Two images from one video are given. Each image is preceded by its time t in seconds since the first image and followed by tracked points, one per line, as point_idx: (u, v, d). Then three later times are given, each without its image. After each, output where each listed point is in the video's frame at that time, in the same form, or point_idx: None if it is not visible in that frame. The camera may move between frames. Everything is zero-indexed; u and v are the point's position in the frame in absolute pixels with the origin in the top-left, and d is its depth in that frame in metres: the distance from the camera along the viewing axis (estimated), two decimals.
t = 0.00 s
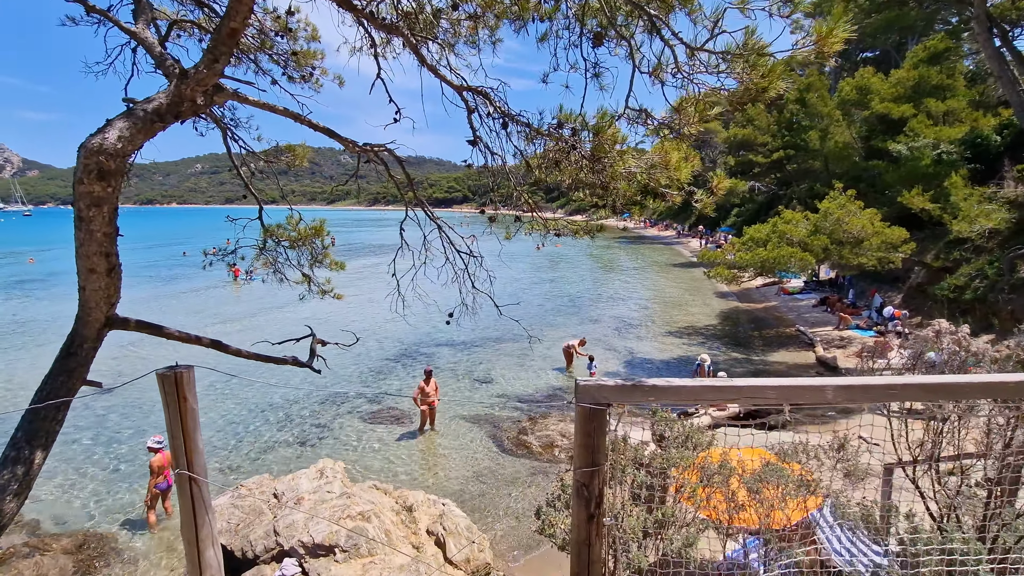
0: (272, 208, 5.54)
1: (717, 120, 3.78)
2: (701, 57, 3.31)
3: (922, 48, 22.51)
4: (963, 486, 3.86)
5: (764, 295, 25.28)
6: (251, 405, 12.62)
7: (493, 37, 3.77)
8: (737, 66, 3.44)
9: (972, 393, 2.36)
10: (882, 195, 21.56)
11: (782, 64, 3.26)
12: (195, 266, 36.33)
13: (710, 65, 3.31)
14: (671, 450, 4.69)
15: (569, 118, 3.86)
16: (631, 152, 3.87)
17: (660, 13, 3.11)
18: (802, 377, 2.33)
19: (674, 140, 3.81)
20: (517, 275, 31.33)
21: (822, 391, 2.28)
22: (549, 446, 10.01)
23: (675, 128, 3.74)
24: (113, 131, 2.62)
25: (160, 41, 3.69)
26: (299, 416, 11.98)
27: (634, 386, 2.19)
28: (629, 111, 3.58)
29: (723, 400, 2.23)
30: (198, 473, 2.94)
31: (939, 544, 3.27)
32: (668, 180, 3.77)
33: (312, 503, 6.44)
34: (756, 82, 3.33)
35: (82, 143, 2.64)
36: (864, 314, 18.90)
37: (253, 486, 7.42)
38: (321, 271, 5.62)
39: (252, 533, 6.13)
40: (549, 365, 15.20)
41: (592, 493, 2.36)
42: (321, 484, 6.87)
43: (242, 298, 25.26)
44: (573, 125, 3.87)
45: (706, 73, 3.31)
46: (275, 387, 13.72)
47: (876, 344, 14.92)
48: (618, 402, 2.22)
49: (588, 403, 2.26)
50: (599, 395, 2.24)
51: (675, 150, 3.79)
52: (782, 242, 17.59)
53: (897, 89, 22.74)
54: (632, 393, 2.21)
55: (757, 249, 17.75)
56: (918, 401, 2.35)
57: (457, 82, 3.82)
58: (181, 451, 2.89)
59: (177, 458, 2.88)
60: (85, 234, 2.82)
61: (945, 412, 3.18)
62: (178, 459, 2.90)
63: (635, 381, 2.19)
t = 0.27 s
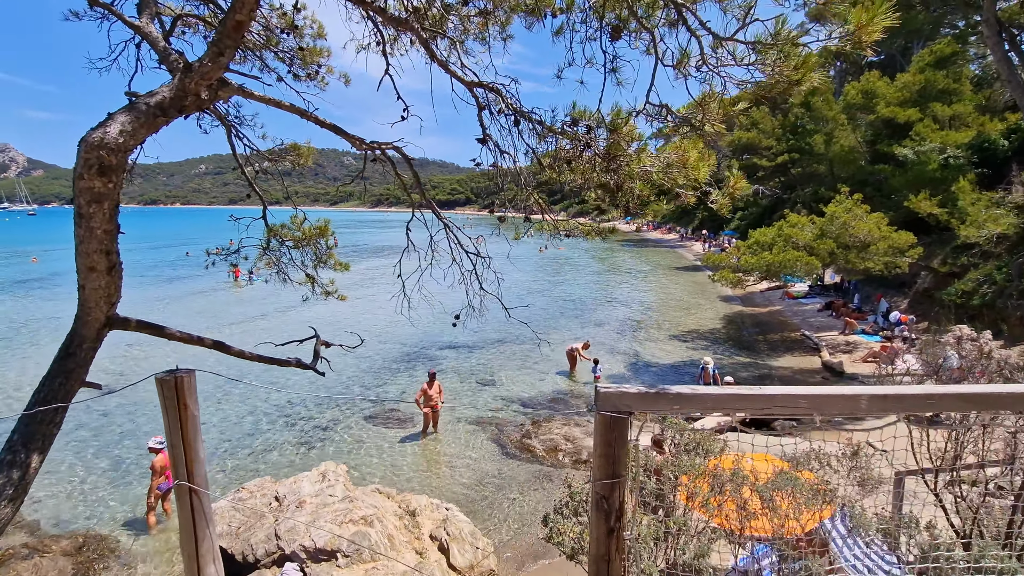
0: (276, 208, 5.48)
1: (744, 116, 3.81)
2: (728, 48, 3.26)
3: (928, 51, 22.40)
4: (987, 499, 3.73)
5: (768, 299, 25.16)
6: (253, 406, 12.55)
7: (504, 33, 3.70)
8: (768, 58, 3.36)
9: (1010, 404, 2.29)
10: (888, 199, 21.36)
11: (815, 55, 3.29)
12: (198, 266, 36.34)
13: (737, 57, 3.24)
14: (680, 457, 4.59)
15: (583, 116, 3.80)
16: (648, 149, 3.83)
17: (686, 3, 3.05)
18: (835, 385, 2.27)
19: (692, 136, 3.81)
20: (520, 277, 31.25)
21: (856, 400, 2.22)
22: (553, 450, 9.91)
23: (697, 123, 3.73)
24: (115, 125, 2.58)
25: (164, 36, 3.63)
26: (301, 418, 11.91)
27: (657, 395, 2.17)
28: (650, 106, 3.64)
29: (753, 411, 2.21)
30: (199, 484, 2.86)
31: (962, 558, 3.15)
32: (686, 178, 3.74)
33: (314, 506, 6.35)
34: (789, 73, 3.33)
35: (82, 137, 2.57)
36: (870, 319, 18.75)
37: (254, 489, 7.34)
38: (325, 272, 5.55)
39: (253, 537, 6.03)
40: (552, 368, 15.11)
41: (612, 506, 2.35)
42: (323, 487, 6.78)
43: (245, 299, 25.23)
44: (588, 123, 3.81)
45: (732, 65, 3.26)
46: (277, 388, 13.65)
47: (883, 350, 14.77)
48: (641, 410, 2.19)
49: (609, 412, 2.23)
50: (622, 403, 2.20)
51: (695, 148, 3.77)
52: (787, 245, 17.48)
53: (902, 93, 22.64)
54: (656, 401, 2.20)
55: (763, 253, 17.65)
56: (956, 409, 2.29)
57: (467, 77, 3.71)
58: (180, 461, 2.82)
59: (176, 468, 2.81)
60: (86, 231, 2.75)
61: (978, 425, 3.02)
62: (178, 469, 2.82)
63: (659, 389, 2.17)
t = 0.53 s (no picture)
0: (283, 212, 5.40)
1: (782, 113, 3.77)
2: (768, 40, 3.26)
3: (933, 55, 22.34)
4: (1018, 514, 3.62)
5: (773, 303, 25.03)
6: (257, 411, 12.46)
7: (517, 31, 3.64)
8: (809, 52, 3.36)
9: None
10: (894, 203, 21.21)
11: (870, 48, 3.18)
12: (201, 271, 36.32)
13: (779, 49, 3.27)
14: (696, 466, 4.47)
15: (605, 115, 3.71)
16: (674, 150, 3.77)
17: None
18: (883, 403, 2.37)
19: (717, 136, 3.77)
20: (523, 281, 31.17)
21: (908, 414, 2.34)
22: (560, 456, 9.80)
23: (727, 120, 3.69)
24: (122, 125, 2.51)
25: (172, 36, 3.55)
26: (306, 424, 11.82)
27: (699, 409, 2.26)
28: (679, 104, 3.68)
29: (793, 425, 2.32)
30: (213, 508, 2.79)
31: None
32: (714, 180, 3.67)
33: (320, 515, 6.25)
34: (836, 66, 3.28)
35: (88, 138, 2.50)
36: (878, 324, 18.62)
37: (260, 496, 7.25)
38: (333, 277, 5.47)
39: (258, 546, 5.93)
40: (558, 373, 15.01)
41: (650, 526, 2.43)
42: (329, 495, 6.69)
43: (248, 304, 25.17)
44: (611, 123, 3.73)
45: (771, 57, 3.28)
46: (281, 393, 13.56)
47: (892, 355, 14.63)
48: (682, 425, 2.27)
49: (650, 427, 2.31)
50: (663, 417, 2.29)
51: (720, 148, 3.73)
52: (794, 249, 17.38)
53: (907, 96, 22.52)
54: (698, 416, 2.28)
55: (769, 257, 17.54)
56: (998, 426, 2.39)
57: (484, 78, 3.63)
58: (194, 483, 2.73)
59: (191, 489, 2.72)
60: (90, 235, 2.66)
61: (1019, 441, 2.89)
62: (192, 492, 2.73)
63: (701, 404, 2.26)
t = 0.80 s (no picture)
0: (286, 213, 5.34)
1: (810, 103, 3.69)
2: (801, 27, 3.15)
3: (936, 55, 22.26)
4: None
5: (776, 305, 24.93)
6: (259, 415, 12.39)
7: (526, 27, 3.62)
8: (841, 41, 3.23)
9: None
10: (897, 204, 21.14)
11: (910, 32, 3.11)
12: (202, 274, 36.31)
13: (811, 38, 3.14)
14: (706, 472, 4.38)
15: (619, 111, 3.55)
16: (690, 145, 3.75)
17: None
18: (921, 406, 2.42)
19: (735, 132, 3.72)
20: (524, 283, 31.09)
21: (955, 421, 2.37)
22: (565, 460, 9.71)
23: (750, 115, 3.60)
24: (124, 122, 2.45)
25: (174, 33, 3.49)
26: (308, 427, 11.74)
27: (730, 415, 2.33)
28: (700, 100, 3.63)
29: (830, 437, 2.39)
30: (220, 525, 2.70)
31: None
32: (734, 178, 3.67)
33: (323, 520, 6.16)
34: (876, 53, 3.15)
35: (88, 136, 2.43)
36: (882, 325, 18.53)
37: (262, 501, 7.18)
38: (337, 279, 5.40)
39: (261, 552, 5.84)
40: (561, 375, 14.92)
41: (677, 539, 2.49)
42: (333, 501, 6.60)
43: (249, 307, 25.12)
44: (625, 119, 3.56)
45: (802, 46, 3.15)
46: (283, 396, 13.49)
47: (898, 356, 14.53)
48: (711, 431, 2.35)
49: (680, 433, 2.39)
50: (693, 422, 2.36)
51: (739, 145, 3.74)
52: (798, 250, 17.31)
53: (910, 96, 22.43)
54: (728, 423, 2.35)
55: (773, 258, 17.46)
56: None
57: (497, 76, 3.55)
58: (200, 498, 2.66)
59: (196, 506, 2.64)
60: (91, 236, 2.60)
61: None
62: (198, 508, 2.65)
63: (730, 409, 2.34)
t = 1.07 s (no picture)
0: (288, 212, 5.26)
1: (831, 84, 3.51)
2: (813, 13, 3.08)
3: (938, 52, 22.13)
4: None
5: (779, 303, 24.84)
6: (261, 416, 12.35)
7: (527, 20, 3.58)
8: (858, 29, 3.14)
9: None
10: (900, 201, 21.02)
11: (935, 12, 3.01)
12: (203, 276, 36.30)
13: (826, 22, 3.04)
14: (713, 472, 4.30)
15: (624, 104, 3.50)
16: (700, 136, 3.71)
17: None
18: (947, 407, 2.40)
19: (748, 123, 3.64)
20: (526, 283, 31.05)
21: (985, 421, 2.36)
22: (568, 460, 9.64)
23: (763, 105, 3.52)
24: (115, 115, 2.39)
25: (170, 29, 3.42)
26: (311, 428, 11.69)
27: (749, 415, 2.32)
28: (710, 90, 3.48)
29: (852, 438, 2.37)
30: (210, 535, 2.64)
31: None
32: (744, 170, 3.65)
33: (325, 522, 6.10)
34: (899, 37, 3.08)
35: (79, 129, 2.38)
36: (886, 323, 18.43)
37: (264, 503, 7.13)
38: (338, 278, 5.33)
39: (262, 555, 5.80)
40: (563, 375, 14.84)
41: (692, 544, 2.49)
42: (335, 502, 6.55)
43: (250, 308, 25.08)
44: (631, 111, 3.51)
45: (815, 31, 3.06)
46: (285, 397, 13.44)
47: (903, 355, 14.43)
48: (728, 432, 2.34)
49: (696, 435, 2.38)
50: (710, 423, 2.35)
51: (749, 137, 3.71)
52: (800, 248, 17.22)
53: (912, 94, 22.32)
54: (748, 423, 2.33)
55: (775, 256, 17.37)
56: None
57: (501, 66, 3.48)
58: (188, 507, 2.60)
59: (186, 516, 2.59)
60: (84, 233, 2.56)
61: None
62: (187, 517, 2.60)
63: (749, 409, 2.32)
